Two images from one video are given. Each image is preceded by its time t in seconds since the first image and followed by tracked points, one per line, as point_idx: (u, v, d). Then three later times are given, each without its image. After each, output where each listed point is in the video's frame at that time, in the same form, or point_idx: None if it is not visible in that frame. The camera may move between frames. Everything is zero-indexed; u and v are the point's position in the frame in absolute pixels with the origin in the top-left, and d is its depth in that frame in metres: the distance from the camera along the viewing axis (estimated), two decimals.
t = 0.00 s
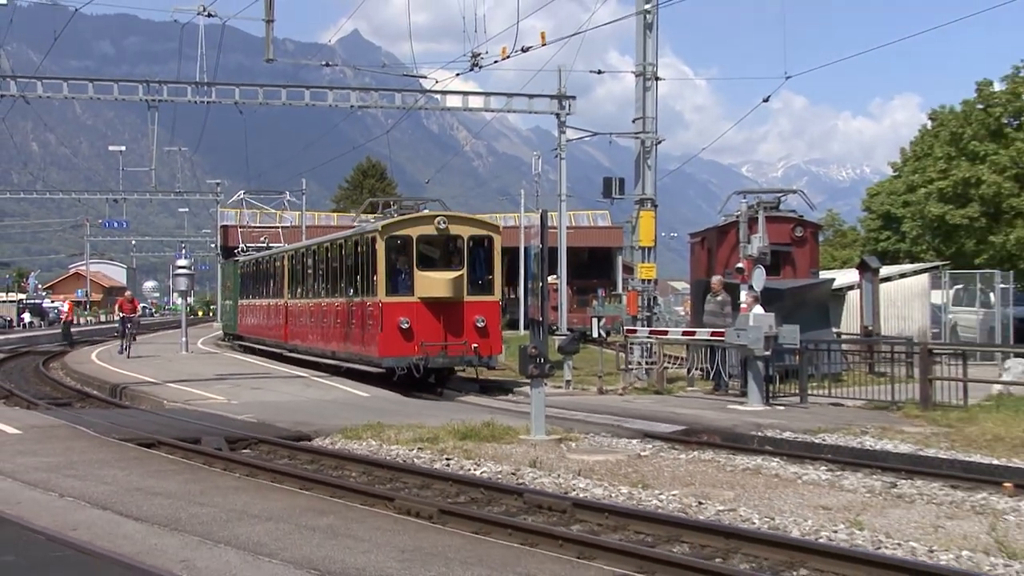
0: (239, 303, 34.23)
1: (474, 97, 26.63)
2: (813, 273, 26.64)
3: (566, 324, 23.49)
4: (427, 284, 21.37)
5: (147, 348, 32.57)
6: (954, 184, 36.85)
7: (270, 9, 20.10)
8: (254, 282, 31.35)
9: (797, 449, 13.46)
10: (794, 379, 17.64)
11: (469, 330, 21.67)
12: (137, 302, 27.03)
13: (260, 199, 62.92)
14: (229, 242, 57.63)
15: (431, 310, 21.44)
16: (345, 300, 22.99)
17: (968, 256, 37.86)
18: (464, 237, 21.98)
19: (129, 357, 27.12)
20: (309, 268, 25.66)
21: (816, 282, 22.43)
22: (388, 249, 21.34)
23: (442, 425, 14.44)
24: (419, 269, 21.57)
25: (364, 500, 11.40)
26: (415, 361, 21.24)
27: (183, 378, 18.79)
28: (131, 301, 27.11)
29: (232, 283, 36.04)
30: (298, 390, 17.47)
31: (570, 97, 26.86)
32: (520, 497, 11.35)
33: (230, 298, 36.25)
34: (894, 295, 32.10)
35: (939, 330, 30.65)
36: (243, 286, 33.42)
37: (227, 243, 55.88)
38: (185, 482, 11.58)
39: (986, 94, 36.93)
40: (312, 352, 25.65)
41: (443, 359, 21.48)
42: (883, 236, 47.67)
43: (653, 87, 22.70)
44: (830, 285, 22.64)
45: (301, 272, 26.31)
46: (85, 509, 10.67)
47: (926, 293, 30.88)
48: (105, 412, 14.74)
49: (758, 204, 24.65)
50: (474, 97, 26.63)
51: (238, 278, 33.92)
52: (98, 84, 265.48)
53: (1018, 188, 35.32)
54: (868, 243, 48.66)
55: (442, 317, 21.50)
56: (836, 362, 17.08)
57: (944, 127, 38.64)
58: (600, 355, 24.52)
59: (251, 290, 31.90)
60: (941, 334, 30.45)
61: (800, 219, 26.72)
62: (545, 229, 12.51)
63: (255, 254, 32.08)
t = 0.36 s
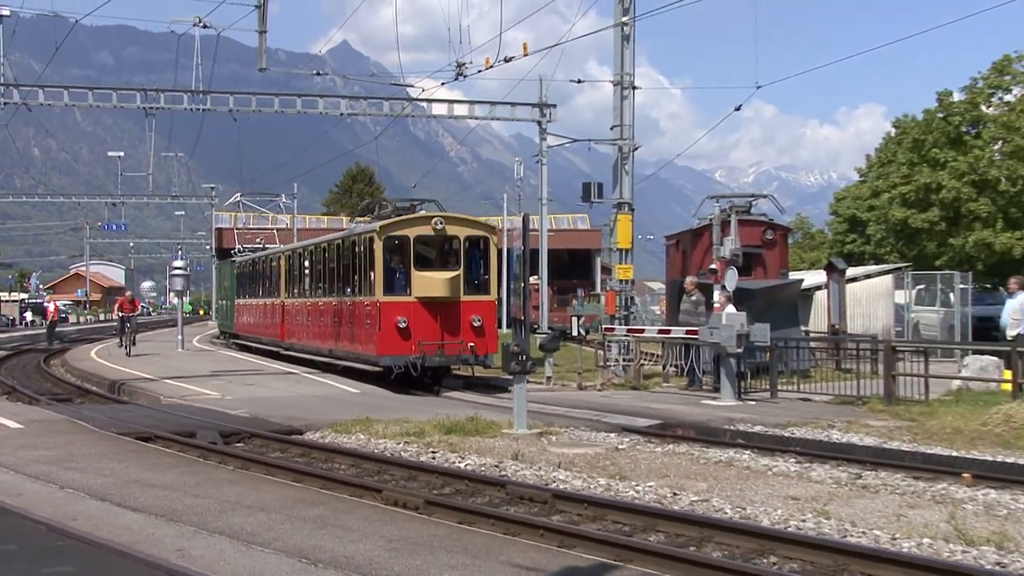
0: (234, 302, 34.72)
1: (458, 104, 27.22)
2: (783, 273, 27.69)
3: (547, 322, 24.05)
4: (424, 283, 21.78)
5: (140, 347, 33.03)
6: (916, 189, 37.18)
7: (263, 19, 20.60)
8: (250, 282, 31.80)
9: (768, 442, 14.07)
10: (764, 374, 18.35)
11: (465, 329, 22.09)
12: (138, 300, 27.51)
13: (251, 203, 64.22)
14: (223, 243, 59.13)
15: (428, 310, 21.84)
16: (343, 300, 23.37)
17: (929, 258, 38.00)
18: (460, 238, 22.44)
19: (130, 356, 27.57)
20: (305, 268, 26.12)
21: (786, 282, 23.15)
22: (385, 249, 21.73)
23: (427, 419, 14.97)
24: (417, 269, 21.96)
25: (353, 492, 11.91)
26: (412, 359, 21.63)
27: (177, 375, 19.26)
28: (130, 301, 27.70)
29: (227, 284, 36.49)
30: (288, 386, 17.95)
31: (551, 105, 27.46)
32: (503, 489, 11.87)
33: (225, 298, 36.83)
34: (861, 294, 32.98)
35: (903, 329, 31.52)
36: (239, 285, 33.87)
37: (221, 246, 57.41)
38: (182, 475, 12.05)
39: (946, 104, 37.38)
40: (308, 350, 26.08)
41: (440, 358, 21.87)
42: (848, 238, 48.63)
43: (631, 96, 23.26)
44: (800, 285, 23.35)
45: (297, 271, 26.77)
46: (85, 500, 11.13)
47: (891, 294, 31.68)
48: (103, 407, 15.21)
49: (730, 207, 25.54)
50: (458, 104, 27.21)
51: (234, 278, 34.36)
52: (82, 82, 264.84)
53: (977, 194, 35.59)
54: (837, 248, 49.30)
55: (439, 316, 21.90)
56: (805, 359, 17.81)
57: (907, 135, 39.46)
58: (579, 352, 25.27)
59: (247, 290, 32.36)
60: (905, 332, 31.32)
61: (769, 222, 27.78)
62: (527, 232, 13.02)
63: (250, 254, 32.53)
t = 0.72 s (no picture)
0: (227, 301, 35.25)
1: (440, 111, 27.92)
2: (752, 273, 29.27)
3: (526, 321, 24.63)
4: (420, 283, 22.03)
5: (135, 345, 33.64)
6: (878, 192, 38.04)
7: (254, 29, 21.04)
8: (244, 280, 32.31)
9: (738, 435, 14.70)
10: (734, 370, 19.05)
11: (460, 328, 22.32)
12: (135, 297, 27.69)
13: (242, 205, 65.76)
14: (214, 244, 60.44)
15: (424, 309, 22.09)
16: (339, 299, 23.68)
17: (891, 260, 38.72)
18: (455, 238, 22.75)
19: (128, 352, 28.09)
20: (299, 267, 26.53)
21: (754, 282, 23.89)
22: (381, 248, 21.96)
23: (412, 413, 15.50)
24: (412, 269, 22.20)
25: (340, 483, 12.42)
26: (408, 358, 21.87)
27: (167, 371, 19.77)
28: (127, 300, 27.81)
29: (221, 283, 37.08)
30: (276, 382, 18.45)
31: (531, 112, 28.14)
32: (484, 480, 12.41)
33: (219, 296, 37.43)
34: (826, 294, 33.40)
35: (866, 326, 32.19)
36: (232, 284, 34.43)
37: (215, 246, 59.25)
38: (175, 468, 12.53)
39: (905, 111, 38.60)
40: (303, 348, 26.48)
41: (435, 356, 22.11)
42: (814, 239, 49.75)
43: (607, 104, 23.88)
44: (768, 284, 24.07)
45: (291, 270, 27.20)
46: (83, 492, 11.59)
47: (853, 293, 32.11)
48: (99, 402, 15.69)
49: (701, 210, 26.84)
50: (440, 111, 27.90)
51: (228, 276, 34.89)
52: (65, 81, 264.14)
53: (936, 199, 36.37)
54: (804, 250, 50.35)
55: (434, 315, 22.15)
56: (773, 355, 18.61)
57: (868, 141, 40.91)
58: (557, 349, 25.94)
59: (241, 289, 32.88)
60: (868, 329, 32.12)
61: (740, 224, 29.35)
62: (507, 234, 13.54)
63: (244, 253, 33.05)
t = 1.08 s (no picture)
0: (223, 300, 35.93)
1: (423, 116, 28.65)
2: (722, 274, 30.78)
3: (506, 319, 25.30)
4: (416, 283, 22.39)
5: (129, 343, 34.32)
6: (843, 196, 40.98)
7: (245, 39, 21.57)
8: (239, 280, 32.98)
9: (709, 427, 15.36)
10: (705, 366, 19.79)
11: (455, 327, 22.78)
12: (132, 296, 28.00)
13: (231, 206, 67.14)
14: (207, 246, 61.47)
15: (420, 309, 22.47)
16: (334, 298, 24.03)
17: (855, 262, 41.51)
18: (450, 237, 23.11)
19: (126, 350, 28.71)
20: (293, 266, 27.03)
21: (725, 282, 24.64)
22: (377, 249, 22.26)
23: (397, 408, 16.05)
24: (407, 268, 22.54)
25: (328, 476, 12.95)
26: (403, 356, 22.25)
27: (158, 369, 20.30)
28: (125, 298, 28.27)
29: (216, 282, 37.84)
30: (264, 378, 18.97)
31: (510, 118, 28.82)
32: (466, 472, 12.95)
33: (214, 295, 38.19)
34: (794, 294, 34.70)
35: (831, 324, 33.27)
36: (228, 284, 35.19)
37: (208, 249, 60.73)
38: (168, 461, 13.01)
39: (868, 120, 41.19)
40: (297, 346, 26.95)
41: (430, 355, 22.55)
42: (783, 241, 52.80)
43: (584, 111, 24.44)
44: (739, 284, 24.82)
45: (286, 269, 27.71)
46: (79, 483, 12.07)
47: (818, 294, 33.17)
48: (94, 397, 16.20)
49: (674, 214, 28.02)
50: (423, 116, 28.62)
51: (224, 276, 35.59)
52: (47, 80, 263.94)
53: (898, 203, 38.92)
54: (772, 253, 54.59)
55: (430, 315, 22.56)
56: (743, 351, 19.19)
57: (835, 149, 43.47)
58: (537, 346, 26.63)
59: (236, 288, 33.56)
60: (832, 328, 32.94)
61: (711, 226, 30.89)
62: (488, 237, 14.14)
63: (240, 253, 33.78)
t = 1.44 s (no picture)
0: (213, 299, 36.57)
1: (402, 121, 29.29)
2: (691, 274, 31.90)
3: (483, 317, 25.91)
4: (408, 282, 22.52)
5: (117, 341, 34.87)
6: (805, 200, 42.38)
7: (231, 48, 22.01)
8: (229, 279, 33.54)
9: (678, 422, 16.01)
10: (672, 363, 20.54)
11: (447, 326, 23.03)
12: (125, 295, 28.29)
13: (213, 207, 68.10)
14: (195, 247, 61.99)
15: (412, 308, 22.65)
16: (325, 298, 24.24)
17: (817, 263, 43.08)
18: (441, 237, 23.36)
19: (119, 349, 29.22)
20: (283, 266, 27.47)
21: (692, 282, 25.33)
22: (370, 248, 22.39)
23: (377, 403, 16.60)
24: (399, 268, 22.68)
25: (311, 468, 13.46)
26: (396, 355, 22.40)
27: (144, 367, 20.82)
28: (118, 297, 28.49)
29: (207, 281, 38.40)
30: (247, 375, 19.49)
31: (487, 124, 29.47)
32: (444, 465, 13.50)
33: (204, 294, 38.89)
34: (758, 294, 36.23)
35: (795, 321, 33.70)
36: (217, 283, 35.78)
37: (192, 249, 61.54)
38: (157, 454, 13.50)
39: (829, 127, 42.79)
40: (288, 345, 27.34)
41: (422, 354, 22.72)
42: (746, 242, 57.83)
43: (558, 118, 25.02)
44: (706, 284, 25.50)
45: (275, 269, 28.17)
46: (70, 476, 12.53)
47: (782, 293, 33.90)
48: (85, 393, 16.71)
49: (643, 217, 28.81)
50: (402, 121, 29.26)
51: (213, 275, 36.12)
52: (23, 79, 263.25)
53: (856, 206, 40.49)
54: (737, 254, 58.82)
55: (422, 314, 22.76)
56: (710, 348, 19.95)
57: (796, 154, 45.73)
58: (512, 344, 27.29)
59: (226, 287, 34.06)
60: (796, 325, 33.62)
61: (680, 229, 32.02)
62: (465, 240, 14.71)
63: (231, 252, 34.35)
